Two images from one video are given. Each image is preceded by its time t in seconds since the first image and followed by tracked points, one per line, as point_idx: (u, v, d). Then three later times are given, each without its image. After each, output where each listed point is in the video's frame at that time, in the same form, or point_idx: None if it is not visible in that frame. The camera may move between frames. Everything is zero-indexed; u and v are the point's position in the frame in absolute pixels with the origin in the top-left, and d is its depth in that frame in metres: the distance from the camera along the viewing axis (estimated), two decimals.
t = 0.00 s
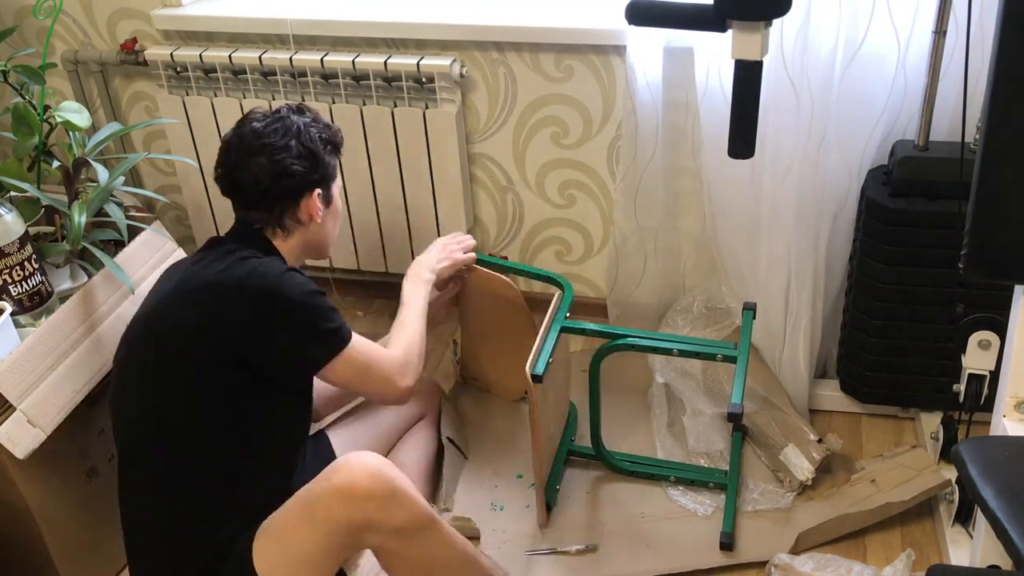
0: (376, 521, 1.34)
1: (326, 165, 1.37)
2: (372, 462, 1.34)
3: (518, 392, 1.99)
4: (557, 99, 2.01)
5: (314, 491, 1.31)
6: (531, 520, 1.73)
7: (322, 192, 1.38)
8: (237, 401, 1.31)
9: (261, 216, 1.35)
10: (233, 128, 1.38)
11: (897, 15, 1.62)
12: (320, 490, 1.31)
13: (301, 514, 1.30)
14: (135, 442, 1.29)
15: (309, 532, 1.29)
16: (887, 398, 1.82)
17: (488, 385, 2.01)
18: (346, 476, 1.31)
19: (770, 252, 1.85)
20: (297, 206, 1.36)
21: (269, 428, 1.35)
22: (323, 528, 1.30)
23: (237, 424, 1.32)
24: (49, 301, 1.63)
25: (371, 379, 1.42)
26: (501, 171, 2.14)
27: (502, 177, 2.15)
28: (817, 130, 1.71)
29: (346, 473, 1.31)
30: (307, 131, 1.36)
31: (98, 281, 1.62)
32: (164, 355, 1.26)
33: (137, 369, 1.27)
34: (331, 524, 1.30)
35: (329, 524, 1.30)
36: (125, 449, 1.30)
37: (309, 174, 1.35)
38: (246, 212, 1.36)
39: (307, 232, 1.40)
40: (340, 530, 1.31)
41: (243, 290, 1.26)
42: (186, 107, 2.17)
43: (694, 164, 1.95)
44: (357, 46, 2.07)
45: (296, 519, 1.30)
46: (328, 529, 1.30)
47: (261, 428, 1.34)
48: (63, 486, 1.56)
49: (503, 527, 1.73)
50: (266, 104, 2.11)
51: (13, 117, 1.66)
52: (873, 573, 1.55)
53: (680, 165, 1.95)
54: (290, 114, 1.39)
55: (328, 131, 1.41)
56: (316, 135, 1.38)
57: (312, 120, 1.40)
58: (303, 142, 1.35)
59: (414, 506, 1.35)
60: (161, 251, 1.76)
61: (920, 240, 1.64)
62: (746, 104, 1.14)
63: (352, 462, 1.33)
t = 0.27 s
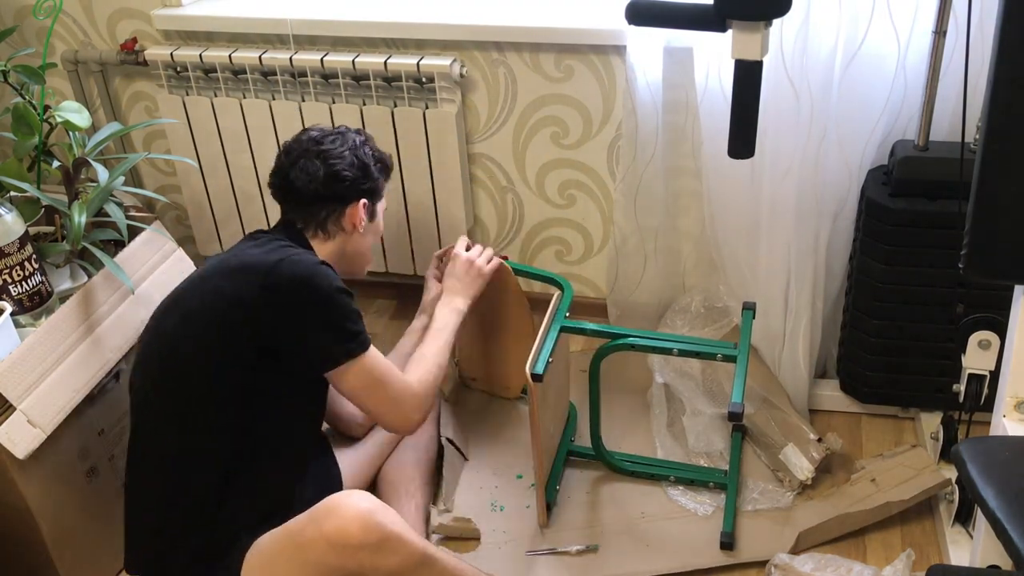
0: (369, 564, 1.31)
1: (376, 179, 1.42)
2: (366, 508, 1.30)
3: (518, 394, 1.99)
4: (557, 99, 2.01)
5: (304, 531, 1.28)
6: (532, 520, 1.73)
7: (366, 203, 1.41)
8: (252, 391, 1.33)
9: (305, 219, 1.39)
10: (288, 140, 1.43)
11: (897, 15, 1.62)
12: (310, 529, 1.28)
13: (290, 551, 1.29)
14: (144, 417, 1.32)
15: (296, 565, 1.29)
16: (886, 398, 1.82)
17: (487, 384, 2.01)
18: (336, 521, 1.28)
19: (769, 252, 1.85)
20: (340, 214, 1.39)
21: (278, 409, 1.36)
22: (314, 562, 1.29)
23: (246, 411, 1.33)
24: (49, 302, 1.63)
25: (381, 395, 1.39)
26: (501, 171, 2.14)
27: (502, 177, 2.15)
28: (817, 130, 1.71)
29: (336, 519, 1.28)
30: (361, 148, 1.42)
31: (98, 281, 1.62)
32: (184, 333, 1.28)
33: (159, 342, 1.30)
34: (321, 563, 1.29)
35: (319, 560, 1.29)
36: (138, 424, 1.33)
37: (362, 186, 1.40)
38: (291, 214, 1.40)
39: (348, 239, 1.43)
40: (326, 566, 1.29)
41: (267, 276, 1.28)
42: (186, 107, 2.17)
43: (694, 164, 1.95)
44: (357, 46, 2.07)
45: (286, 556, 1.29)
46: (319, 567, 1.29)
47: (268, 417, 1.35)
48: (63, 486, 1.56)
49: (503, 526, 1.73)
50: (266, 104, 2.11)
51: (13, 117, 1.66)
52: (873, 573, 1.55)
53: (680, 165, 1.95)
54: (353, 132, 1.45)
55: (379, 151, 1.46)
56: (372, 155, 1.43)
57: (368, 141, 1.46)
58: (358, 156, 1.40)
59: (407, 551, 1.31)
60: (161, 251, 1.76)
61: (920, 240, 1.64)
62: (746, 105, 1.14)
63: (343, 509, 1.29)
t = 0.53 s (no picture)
0: (372, 556, 1.32)
1: (369, 168, 1.41)
2: (368, 500, 1.30)
3: (518, 395, 1.99)
4: (556, 99, 2.01)
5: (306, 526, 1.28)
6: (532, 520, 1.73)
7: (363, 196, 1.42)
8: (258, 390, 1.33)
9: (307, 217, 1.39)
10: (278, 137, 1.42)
11: (897, 15, 1.62)
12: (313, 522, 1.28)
13: (293, 546, 1.28)
14: (150, 412, 1.31)
15: (300, 560, 1.28)
16: (886, 398, 1.82)
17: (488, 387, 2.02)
18: (340, 513, 1.28)
19: (769, 253, 1.85)
20: (338, 209, 1.40)
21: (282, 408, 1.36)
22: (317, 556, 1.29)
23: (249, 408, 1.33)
24: (49, 302, 1.63)
25: (374, 392, 1.42)
26: (501, 171, 2.14)
27: (502, 177, 2.15)
28: (817, 130, 1.71)
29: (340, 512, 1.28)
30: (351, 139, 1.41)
31: (98, 281, 1.62)
32: (202, 326, 1.28)
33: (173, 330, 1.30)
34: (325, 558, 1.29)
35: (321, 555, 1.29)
36: (142, 416, 1.33)
37: (355, 178, 1.39)
38: (289, 210, 1.40)
39: (350, 230, 1.44)
40: (328, 560, 1.29)
41: (281, 274, 1.28)
42: (186, 107, 2.16)
43: (694, 164, 1.95)
44: (357, 46, 2.07)
45: (289, 551, 1.29)
46: (322, 561, 1.29)
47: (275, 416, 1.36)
48: (63, 486, 1.56)
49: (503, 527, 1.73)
50: (266, 104, 2.11)
51: (13, 117, 1.66)
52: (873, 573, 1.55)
53: (680, 165, 1.95)
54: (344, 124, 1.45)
55: (372, 140, 1.46)
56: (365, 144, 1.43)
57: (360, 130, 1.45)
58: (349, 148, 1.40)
59: (409, 540, 1.33)
60: (161, 251, 1.75)
61: (919, 240, 1.64)
62: (746, 104, 1.14)
63: (345, 502, 1.29)
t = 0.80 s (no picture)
0: (374, 549, 1.31)
1: (352, 166, 1.40)
2: (372, 494, 1.30)
3: (517, 395, 1.99)
4: (556, 99, 2.01)
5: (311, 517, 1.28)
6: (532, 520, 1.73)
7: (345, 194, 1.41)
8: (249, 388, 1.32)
9: (289, 212, 1.40)
10: (270, 130, 1.43)
11: (897, 15, 1.62)
12: (316, 514, 1.28)
13: (297, 538, 1.28)
14: (145, 412, 1.31)
15: (303, 553, 1.28)
16: (887, 398, 1.82)
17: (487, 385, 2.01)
18: (343, 504, 1.28)
19: (769, 253, 1.85)
20: (319, 207, 1.39)
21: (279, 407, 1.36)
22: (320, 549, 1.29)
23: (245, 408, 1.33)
24: (49, 302, 1.63)
25: (367, 382, 1.42)
26: (501, 172, 2.14)
27: (502, 177, 2.15)
28: (817, 130, 1.71)
29: (343, 504, 1.28)
30: (336, 136, 1.40)
31: (98, 282, 1.62)
32: (188, 322, 1.28)
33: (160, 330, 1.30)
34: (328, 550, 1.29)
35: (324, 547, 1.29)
36: (140, 416, 1.32)
37: (334, 176, 1.38)
38: (276, 206, 1.41)
39: (334, 228, 1.43)
40: (333, 553, 1.29)
41: (267, 265, 1.28)
42: (186, 107, 2.16)
43: (694, 164, 1.95)
44: (357, 46, 2.07)
45: (292, 542, 1.29)
46: (325, 553, 1.29)
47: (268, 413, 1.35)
48: (63, 486, 1.56)
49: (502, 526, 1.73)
50: (266, 104, 2.11)
51: (13, 117, 1.66)
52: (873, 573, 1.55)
53: (680, 165, 1.95)
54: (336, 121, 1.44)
55: (362, 137, 1.44)
56: (351, 143, 1.41)
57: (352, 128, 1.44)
58: (331, 146, 1.38)
59: (412, 534, 1.32)
60: (161, 251, 1.75)
61: (919, 240, 1.64)
62: (746, 105, 1.14)
63: (349, 494, 1.29)
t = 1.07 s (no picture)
0: (380, 538, 1.33)
1: (360, 177, 1.39)
2: (378, 482, 1.32)
3: (518, 395, 1.99)
4: (556, 99, 2.01)
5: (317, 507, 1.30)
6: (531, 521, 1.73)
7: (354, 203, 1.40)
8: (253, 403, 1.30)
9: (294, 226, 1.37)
10: (270, 137, 1.40)
11: (897, 15, 1.62)
12: (323, 503, 1.30)
13: (304, 528, 1.30)
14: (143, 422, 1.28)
15: (310, 544, 1.30)
16: (887, 398, 1.82)
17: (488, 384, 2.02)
18: (349, 492, 1.30)
19: (769, 254, 1.85)
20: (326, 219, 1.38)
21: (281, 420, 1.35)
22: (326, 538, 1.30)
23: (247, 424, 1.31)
24: (49, 302, 1.63)
25: (386, 392, 1.42)
26: (501, 171, 2.14)
27: (502, 177, 2.15)
28: (816, 130, 1.71)
29: (349, 492, 1.30)
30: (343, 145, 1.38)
31: (98, 282, 1.62)
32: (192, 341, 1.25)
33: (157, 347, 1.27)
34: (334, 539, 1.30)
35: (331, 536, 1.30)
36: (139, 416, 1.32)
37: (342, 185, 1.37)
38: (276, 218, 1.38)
39: (339, 240, 1.42)
40: (340, 542, 1.30)
41: (275, 288, 1.27)
42: (186, 107, 2.16)
43: (694, 164, 1.95)
44: (357, 46, 2.07)
45: (299, 533, 1.30)
46: (332, 543, 1.30)
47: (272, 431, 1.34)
48: (63, 487, 1.56)
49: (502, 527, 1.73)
50: (266, 104, 2.11)
51: (13, 117, 1.66)
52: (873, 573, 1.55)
53: (680, 165, 1.95)
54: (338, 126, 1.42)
55: (366, 143, 1.43)
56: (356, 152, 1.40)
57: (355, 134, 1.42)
58: (338, 155, 1.37)
59: (416, 524, 1.33)
60: (161, 251, 1.76)
61: (919, 240, 1.64)
62: (746, 105, 1.14)
63: (354, 483, 1.31)
